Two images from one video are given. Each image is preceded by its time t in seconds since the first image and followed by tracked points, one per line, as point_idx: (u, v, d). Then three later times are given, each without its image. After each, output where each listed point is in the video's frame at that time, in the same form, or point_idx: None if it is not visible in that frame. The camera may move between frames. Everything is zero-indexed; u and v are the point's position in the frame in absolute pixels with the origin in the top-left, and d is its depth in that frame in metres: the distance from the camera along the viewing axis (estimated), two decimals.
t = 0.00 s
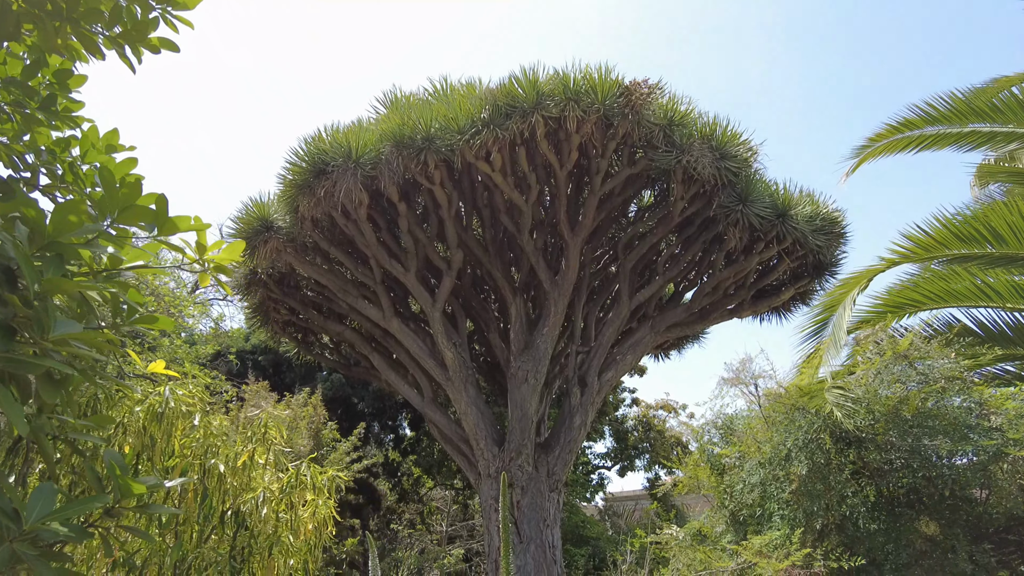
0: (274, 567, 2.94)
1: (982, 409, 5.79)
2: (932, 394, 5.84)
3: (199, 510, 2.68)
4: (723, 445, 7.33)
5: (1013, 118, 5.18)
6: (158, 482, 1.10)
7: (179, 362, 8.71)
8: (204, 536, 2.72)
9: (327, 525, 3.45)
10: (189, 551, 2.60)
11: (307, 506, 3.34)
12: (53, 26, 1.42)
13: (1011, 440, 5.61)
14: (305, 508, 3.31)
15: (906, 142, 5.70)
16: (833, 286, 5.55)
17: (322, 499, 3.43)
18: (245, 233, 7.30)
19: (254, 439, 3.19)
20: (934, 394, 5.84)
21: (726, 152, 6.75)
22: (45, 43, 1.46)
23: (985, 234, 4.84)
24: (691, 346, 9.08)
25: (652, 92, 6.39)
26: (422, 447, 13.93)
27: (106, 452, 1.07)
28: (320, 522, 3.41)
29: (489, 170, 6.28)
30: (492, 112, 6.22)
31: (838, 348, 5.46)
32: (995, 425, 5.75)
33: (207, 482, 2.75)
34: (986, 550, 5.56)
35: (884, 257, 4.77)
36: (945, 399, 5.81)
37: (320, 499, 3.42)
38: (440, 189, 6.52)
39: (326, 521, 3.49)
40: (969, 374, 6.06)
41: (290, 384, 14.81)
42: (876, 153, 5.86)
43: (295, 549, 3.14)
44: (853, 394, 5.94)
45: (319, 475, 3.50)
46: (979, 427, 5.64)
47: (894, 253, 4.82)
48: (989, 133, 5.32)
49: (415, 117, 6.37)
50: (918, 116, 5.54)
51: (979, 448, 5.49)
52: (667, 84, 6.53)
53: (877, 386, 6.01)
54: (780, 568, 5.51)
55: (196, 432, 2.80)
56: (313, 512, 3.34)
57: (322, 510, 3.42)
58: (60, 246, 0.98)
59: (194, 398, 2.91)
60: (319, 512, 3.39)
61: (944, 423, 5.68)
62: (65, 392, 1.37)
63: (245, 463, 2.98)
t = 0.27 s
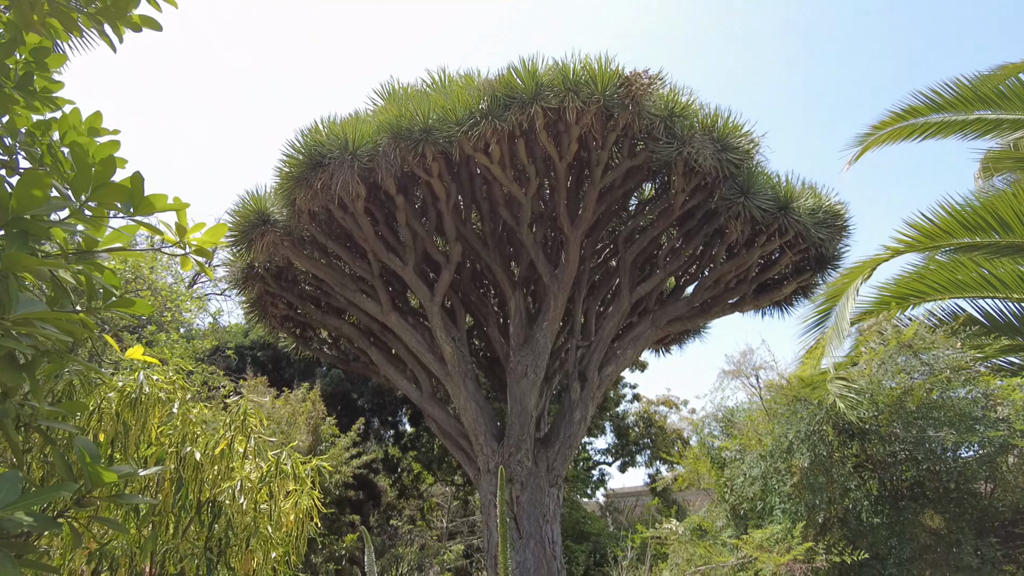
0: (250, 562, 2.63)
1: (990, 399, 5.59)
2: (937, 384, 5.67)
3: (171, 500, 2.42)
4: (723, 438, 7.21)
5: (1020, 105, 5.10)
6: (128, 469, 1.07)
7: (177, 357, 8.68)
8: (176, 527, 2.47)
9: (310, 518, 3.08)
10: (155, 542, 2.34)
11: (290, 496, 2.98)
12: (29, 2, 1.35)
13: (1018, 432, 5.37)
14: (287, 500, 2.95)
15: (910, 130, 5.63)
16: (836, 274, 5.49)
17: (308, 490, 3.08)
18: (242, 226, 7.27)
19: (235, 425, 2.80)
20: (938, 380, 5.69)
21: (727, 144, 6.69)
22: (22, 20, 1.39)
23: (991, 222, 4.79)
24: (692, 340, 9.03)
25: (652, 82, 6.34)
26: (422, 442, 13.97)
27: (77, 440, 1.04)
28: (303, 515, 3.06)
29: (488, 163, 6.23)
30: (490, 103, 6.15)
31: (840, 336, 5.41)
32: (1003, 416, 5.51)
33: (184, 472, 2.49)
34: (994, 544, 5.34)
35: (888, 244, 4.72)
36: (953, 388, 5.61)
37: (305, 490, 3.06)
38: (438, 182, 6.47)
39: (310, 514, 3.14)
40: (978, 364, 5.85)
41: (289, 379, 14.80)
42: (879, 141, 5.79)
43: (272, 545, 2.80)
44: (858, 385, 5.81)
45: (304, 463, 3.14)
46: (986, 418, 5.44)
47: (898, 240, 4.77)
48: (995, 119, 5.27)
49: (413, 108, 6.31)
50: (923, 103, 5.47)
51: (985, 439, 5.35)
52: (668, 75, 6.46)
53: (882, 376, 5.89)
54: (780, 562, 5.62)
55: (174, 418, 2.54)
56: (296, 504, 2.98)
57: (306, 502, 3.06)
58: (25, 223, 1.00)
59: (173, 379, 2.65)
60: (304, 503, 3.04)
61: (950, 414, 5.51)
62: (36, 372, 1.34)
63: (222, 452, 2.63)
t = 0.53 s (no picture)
0: (229, 560, 2.35)
1: (989, 394, 5.25)
2: (937, 378, 5.31)
3: (144, 495, 2.18)
4: (719, 435, 6.87)
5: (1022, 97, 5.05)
6: (100, 466, 1.05)
7: (176, 354, 8.65)
8: (150, 523, 2.22)
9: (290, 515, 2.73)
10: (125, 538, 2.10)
11: (269, 491, 2.65)
12: None
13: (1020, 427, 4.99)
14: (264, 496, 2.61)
15: (910, 123, 5.60)
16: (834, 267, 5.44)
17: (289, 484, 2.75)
18: (241, 223, 7.25)
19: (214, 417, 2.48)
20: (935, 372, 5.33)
21: (727, 140, 6.65)
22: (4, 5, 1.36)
23: (991, 215, 4.75)
24: (691, 337, 9.00)
25: (651, 78, 6.29)
26: (423, 438, 13.98)
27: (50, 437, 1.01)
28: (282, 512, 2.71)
29: (486, 158, 6.19)
30: (488, 99, 6.12)
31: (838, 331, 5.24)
32: (1003, 411, 5.15)
33: (161, 467, 2.24)
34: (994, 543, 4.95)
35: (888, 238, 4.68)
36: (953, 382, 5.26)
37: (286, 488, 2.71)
38: (436, 178, 6.44)
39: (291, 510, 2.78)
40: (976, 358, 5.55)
41: (289, 375, 14.79)
42: (879, 134, 5.75)
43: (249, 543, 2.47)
44: (854, 379, 5.47)
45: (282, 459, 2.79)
46: (986, 413, 5.10)
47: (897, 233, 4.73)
48: (997, 112, 5.21)
49: (411, 104, 6.27)
50: (923, 96, 5.43)
51: (987, 435, 4.97)
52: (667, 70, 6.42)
53: (878, 368, 5.53)
54: (778, 559, 5.36)
55: (152, 413, 2.30)
56: (276, 499, 2.65)
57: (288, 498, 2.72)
58: None
59: (154, 369, 2.42)
60: (286, 499, 2.70)
61: (950, 409, 5.15)
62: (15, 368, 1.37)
63: (198, 447, 2.37)
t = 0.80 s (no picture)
0: (197, 561, 2.08)
1: (991, 391, 5.14)
2: (937, 376, 5.19)
3: (110, 496, 1.92)
4: (717, 433, 6.80)
5: None
6: (63, 464, 1.00)
7: (175, 353, 8.63)
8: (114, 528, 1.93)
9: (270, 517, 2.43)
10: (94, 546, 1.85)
11: (243, 490, 2.35)
12: None
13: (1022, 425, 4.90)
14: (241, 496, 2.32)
15: (909, 118, 5.55)
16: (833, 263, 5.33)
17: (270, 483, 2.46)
18: (239, 223, 7.22)
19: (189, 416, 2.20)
20: (935, 370, 5.22)
21: (727, 137, 6.61)
22: None
23: (992, 210, 4.70)
24: (692, 336, 8.95)
25: (650, 75, 6.25)
26: (424, 438, 13.95)
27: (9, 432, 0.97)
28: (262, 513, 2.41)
29: (483, 157, 6.14)
30: (486, 96, 6.09)
31: (837, 329, 5.07)
32: (1005, 409, 5.04)
33: (129, 466, 1.97)
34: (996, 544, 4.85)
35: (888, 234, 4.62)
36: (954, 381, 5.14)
37: (263, 487, 2.42)
38: (435, 176, 6.40)
39: (269, 511, 2.47)
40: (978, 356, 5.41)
41: (289, 375, 14.77)
42: (878, 128, 5.71)
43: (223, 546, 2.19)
44: (853, 376, 5.34)
45: (258, 457, 2.49)
46: (987, 411, 4.99)
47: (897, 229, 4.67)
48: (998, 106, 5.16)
49: (409, 101, 6.23)
50: (923, 89, 5.39)
51: (987, 433, 4.89)
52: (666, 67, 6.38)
53: (878, 365, 5.42)
54: (774, 559, 5.32)
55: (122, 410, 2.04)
56: (251, 498, 2.35)
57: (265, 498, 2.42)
58: None
59: (129, 366, 2.14)
60: (263, 499, 2.40)
61: (949, 407, 5.05)
62: None
63: (169, 448, 2.08)
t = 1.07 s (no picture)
0: (170, 562, 1.75)
1: (994, 388, 5.02)
2: (939, 372, 5.13)
3: (80, 497, 1.63)
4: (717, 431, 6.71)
5: None
6: (32, 462, 0.96)
7: (175, 354, 8.62)
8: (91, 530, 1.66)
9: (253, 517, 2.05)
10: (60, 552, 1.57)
11: (220, 488, 1.97)
12: None
13: None
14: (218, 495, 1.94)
15: (910, 112, 5.51)
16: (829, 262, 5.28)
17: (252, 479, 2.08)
18: (239, 223, 7.20)
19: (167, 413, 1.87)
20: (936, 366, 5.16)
21: (728, 135, 6.57)
22: None
23: (995, 205, 4.66)
24: (694, 335, 8.91)
25: (650, 71, 6.21)
26: (426, 438, 13.94)
27: None
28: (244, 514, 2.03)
29: (483, 155, 6.11)
30: (485, 94, 6.06)
31: (837, 324, 4.98)
32: (1008, 407, 4.91)
33: (102, 465, 1.68)
34: (999, 544, 4.72)
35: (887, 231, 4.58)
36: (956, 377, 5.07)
37: (246, 484, 2.04)
38: (434, 175, 6.37)
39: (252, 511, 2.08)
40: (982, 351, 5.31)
41: (290, 376, 14.78)
42: (879, 123, 5.66)
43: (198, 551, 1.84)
44: (854, 373, 5.27)
45: (238, 451, 2.12)
46: (989, 408, 4.91)
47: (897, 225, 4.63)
48: (1001, 99, 5.11)
49: (407, 99, 6.20)
50: (924, 83, 5.33)
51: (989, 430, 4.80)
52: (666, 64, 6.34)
53: (877, 363, 5.37)
54: (773, 560, 5.31)
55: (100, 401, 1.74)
56: (229, 497, 1.97)
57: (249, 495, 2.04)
58: None
59: (108, 362, 1.83)
60: (246, 497, 2.03)
61: (951, 403, 4.98)
62: None
63: (145, 441, 1.77)
